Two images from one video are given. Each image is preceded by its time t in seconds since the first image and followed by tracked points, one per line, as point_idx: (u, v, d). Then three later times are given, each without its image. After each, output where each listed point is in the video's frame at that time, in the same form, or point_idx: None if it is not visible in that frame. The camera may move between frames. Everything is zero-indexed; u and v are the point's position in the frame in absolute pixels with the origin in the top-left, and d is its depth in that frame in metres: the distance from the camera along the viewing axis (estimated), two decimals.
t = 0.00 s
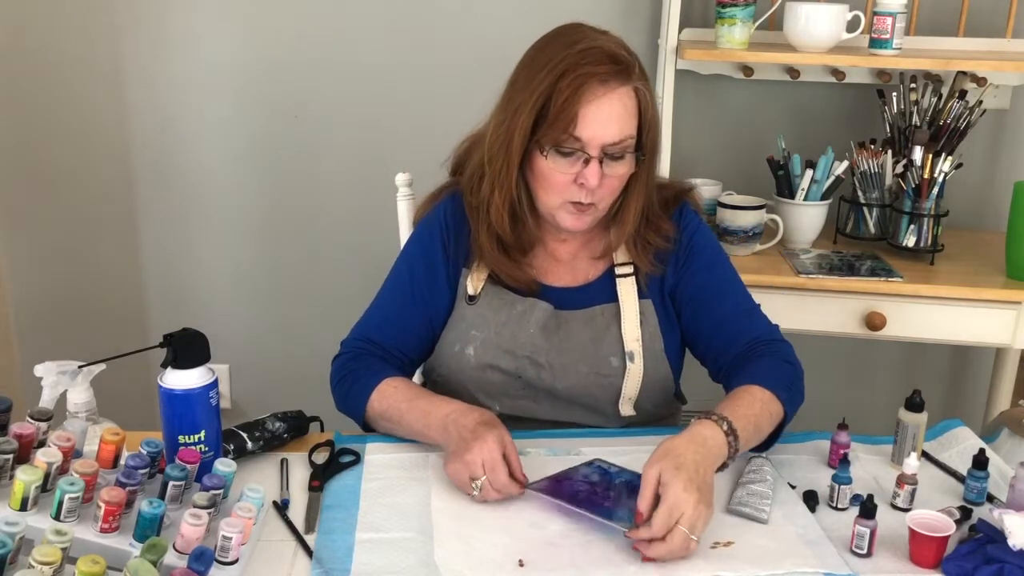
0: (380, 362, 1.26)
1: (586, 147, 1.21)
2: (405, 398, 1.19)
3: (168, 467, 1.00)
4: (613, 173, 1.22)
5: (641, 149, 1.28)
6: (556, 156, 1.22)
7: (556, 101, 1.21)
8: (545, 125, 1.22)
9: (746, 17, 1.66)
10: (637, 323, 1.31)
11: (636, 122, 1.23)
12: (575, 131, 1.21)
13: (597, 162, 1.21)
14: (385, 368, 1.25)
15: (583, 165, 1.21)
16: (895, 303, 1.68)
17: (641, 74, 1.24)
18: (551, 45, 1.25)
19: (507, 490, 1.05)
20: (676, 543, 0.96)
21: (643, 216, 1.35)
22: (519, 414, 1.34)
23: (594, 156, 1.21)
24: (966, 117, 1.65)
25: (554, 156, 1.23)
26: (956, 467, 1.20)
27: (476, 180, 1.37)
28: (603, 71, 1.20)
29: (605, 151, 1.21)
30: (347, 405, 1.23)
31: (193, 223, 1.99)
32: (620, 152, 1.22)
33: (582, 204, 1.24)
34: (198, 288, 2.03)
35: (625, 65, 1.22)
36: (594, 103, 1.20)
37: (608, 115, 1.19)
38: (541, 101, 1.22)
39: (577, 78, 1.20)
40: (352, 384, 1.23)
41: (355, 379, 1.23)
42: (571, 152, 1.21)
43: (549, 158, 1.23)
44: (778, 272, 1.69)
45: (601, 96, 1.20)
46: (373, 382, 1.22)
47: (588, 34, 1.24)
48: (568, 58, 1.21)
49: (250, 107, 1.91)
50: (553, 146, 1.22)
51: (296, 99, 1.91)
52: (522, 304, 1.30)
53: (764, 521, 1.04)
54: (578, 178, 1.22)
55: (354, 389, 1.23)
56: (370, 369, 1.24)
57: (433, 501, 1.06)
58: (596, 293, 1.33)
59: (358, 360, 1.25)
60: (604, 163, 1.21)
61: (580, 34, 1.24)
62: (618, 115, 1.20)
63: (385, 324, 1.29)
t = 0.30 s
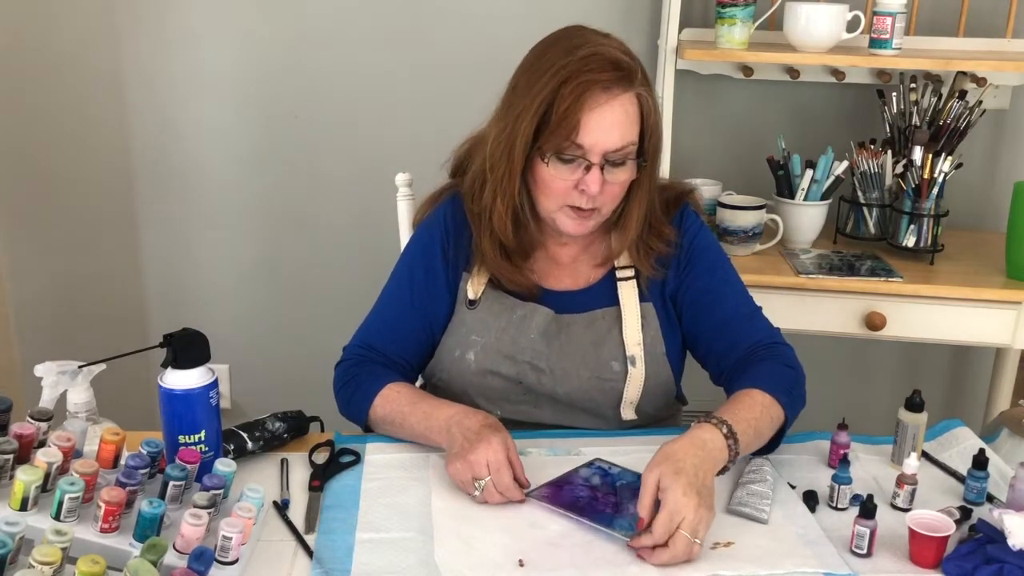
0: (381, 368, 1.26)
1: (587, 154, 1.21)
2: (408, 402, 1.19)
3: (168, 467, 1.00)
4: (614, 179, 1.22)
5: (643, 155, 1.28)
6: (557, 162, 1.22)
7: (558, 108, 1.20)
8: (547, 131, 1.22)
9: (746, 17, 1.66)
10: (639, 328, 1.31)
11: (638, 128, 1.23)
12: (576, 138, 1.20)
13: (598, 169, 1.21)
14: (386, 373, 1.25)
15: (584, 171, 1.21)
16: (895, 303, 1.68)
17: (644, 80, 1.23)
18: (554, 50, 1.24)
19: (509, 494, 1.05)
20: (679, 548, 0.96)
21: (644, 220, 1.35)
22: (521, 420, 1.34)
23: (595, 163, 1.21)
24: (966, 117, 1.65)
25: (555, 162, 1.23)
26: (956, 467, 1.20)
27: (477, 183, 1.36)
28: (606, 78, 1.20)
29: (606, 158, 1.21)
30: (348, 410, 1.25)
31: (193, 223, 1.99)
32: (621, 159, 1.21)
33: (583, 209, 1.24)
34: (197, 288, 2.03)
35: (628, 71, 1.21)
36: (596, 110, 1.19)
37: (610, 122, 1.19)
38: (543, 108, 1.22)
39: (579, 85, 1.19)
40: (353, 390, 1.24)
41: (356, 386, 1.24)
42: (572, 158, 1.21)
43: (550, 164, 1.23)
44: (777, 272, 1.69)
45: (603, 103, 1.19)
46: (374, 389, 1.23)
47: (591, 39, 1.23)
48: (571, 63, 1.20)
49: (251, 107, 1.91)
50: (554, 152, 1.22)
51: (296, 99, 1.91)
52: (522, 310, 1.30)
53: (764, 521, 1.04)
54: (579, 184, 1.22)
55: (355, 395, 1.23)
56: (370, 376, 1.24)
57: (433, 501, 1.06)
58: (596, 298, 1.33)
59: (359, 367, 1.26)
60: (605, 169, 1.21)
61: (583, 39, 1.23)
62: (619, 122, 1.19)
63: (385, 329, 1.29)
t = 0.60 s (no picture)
0: (381, 368, 1.26)
1: (582, 155, 1.21)
2: (406, 402, 1.19)
3: (168, 467, 1.00)
4: (609, 182, 1.22)
5: (641, 157, 1.27)
6: (554, 163, 1.22)
7: (555, 108, 1.20)
8: (544, 131, 1.22)
9: (746, 17, 1.66)
10: (639, 327, 1.31)
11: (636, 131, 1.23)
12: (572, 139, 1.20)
13: (593, 171, 1.21)
14: (386, 372, 1.26)
15: (579, 173, 1.21)
16: (895, 303, 1.68)
17: (644, 83, 1.23)
18: (555, 50, 1.24)
19: (509, 495, 1.05)
20: (679, 541, 0.97)
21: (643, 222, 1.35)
22: (521, 420, 1.34)
23: (590, 165, 1.21)
24: (966, 117, 1.65)
25: (552, 163, 1.23)
26: (956, 467, 1.20)
27: (477, 182, 1.36)
28: (604, 80, 1.20)
29: (602, 160, 1.21)
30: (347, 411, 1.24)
31: (193, 223, 1.99)
32: (617, 161, 1.21)
33: (578, 210, 1.24)
34: (197, 288, 2.03)
35: (627, 74, 1.21)
36: (593, 111, 1.19)
37: (606, 124, 1.19)
38: (541, 108, 1.22)
39: (577, 86, 1.19)
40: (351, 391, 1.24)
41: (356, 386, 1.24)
42: (568, 159, 1.21)
43: (546, 164, 1.23)
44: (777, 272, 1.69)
45: (600, 104, 1.19)
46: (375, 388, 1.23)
47: (591, 40, 1.23)
48: (570, 64, 1.21)
49: (251, 107, 1.91)
50: (550, 153, 1.22)
51: (296, 99, 1.91)
52: (522, 310, 1.30)
53: (764, 521, 1.04)
54: (573, 185, 1.22)
55: (355, 396, 1.23)
56: (370, 376, 1.24)
57: (433, 500, 1.06)
58: (596, 298, 1.33)
59: (359, 366, 1.26)
60: (600, 171, 1.21)
61: (584, 40, 1.23)
62: (616, 124, 1.19)
63: (385, 328, 1.29)
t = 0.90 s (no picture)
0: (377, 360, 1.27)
1: (588, 159, 1.20)
2: (397, 386, 1.21)
3: (168, 467, 1.00)
4: (616, 184, 1.22)
5: (646, 159, 1.27)
6: (559, 168, 1.22)
7: (559, 114, 1.20)
8: (549, 136, 1.22)
9: (746, 17, 1.66)
10: (641, 328, 1.31)
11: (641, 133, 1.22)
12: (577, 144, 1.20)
13: (600, 174, 1.21)
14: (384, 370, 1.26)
15: (585, 176, 1.21)
16: (895, 303, 1.68)
17: (647, 85, 1.22)
18: (556, 55, 1.23)
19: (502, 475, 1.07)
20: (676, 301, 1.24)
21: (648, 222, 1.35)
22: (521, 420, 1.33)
23: (596, 168, 1.20)
24: (966, 117, 1.65)
25: (558, 168, 1.22)
26: (956, 467, 1.20)
27: (479, 187, 1.35)
28: (607, 84, 1.19)
29: (608, 163, 1.20)
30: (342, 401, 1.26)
31: (193, 223, 1.99)
32: (622, 164, 1.21)
33: (586, 213, 1.24)
34: (197, 289, 2.03)
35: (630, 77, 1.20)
36: (597, 116, 1.18)
37: (610, 128, 1.18)
38: (544, 113, 1.21)
39: (580, 92, 1.19)
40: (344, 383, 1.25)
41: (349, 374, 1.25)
42: (573, 163, 1.21)
43: (551, 169, 1.23)
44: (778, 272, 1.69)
45: (604, 109, 1.19)
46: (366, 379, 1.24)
47: (592, 44, 1.23)
48: (571, 69, 1.20)
49: (251, 108, 1.91)
50: (555, 158, 1.22)
51: (296, 99, 1.91)
52: (524, 310, 1.30)
53: (764, 521, 1.04)
54: (580, 189, 1.22)
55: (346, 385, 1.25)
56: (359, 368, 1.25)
57: (433, 501, 1.06)
58: (598, 297, 1.33)
59: (353, 357, 1.27)
60: (606, 174, 1.21)
61: (584, 44, 1.23)
62: (621, 127, 1.19)
63: (383, 322, 1.31)
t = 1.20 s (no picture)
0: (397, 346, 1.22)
1: (602, 167, 1.19)
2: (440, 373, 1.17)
3: (168, 467, 1.00)
4: (630, 190, 1.20)
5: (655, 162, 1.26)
6: (574, 176, 1.20)
7: (573, 125, 1.17)
8: (564, 146, 1.19)
9: (746, 17, 1.66)
10: (650, 321, 1.31)
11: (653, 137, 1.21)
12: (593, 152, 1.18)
13: (614, 181, 1.19)
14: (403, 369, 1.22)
15: (600, 184, 1.19)
16: (895, 303, 1.68)
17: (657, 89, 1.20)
18: (567, 62, 1.20)
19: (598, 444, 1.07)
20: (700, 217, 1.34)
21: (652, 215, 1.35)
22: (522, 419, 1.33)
23: (610, 175, 1.19)
24: (966, 117, 1.65)
25: (572, 176, 1.20)
26: (956, 467, 1.20)
27: (491, 194, 1.30)
28: (622, 93, 1.17)
29: (622, 170, 1.19)
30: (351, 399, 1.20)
31: (193, 223, 1.99)
32: (636, 169, 1.19)
33: (599, 219, 1.22)
34: (197, 288, 2.03)
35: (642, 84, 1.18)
36: (612, 125, 1.17)
37: (626, 137, 1.17)
38: (558, 123, 1.19)
39: (595, 104, 1.16)
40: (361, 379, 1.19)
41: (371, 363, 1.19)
42: (588, 171, 1.19)
43: (565, 178, 1.21)
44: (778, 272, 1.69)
45: (618, 119, 1.17)
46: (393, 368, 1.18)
47: (603, 50, 1.20)
48: (584, 80, 1.17)
49: (251, 107, 1.91)
50: (570, 167, 1.20)
51: (297, 98, 1.91)
52: (540, 305, 1.30)
53: (764, 521, 1.04)
54: (595, 196, 1.20)
55: (371, 380, 1.18)
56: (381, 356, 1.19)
57: (433, 500, 1.06)
58: (609, 290, 1.33)
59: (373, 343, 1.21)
60: (620, 181, 1.19)
61: (596, 52, 1.20)
62: (635, 137, 1.17)
63: (403, 310, 1.25)
